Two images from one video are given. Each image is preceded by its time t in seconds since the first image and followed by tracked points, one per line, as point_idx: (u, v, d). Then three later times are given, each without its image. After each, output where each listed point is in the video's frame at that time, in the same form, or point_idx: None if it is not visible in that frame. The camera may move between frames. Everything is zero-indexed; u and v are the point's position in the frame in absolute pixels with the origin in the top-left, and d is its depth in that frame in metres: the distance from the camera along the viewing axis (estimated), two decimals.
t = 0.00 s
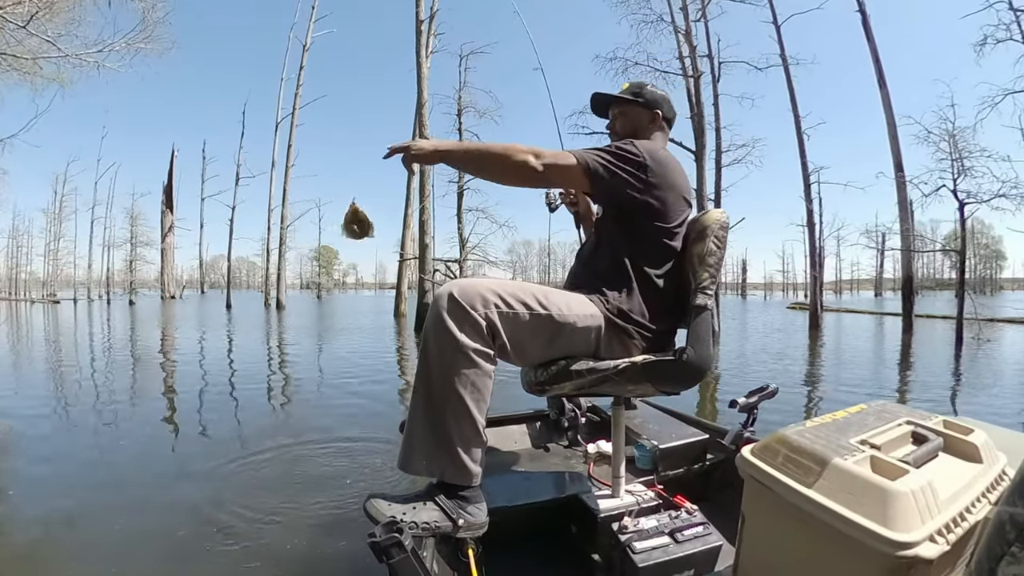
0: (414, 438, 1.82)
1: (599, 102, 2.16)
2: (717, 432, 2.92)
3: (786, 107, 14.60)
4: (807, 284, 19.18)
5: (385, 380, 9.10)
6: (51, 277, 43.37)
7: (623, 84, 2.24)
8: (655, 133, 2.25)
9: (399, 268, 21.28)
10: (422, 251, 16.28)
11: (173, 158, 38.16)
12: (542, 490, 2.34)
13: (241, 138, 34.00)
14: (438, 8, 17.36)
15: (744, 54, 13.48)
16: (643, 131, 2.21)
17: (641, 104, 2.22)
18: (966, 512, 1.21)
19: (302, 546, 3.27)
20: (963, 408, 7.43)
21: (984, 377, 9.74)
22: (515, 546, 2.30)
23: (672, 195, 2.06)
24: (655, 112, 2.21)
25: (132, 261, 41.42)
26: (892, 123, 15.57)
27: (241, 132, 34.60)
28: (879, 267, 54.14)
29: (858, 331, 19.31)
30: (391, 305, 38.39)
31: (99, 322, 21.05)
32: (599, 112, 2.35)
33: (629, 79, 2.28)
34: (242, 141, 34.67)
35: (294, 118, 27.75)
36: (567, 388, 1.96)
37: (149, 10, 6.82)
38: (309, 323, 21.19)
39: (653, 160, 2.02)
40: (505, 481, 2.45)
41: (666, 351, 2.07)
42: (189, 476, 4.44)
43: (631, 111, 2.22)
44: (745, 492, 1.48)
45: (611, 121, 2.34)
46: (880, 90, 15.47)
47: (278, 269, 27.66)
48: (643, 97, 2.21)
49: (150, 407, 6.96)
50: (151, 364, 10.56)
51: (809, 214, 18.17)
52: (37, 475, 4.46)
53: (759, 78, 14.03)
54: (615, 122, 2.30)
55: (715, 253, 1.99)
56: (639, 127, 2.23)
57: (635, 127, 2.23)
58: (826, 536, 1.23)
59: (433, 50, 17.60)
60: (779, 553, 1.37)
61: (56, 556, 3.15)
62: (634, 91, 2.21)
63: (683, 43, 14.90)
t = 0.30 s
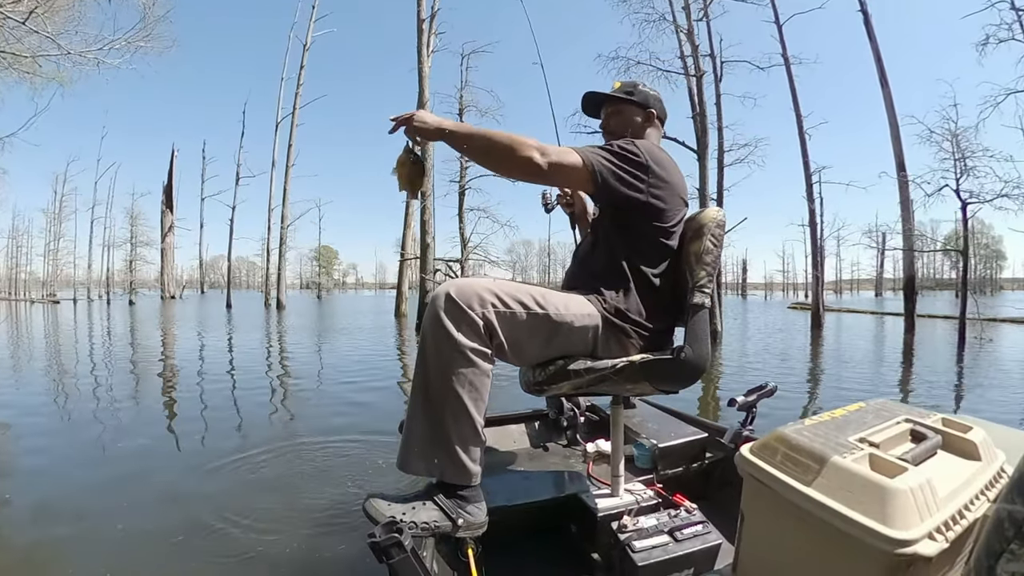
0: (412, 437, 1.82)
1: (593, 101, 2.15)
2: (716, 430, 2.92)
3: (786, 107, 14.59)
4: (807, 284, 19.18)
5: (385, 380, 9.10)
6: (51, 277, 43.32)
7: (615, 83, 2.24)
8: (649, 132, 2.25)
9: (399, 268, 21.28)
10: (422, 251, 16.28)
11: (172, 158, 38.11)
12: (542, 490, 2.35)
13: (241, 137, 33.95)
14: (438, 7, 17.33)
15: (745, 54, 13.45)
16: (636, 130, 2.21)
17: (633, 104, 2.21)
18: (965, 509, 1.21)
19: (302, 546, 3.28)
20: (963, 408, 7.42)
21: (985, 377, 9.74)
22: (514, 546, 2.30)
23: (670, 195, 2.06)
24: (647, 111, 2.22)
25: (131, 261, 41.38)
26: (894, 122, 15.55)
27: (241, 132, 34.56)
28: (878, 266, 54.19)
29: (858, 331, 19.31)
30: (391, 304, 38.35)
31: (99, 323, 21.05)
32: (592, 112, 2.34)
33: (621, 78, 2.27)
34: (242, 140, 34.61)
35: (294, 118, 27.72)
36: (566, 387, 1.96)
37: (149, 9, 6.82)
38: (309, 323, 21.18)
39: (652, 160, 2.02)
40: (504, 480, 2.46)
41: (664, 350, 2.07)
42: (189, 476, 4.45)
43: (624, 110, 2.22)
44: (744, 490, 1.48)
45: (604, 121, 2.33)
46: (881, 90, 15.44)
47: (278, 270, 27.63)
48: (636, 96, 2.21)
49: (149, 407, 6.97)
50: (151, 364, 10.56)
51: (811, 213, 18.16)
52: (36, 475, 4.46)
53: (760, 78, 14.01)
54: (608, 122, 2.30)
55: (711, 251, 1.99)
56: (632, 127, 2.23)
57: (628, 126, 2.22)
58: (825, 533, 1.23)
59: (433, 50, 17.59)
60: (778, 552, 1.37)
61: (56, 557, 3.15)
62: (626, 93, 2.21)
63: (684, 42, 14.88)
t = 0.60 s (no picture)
0: (410, 436, 1.82)
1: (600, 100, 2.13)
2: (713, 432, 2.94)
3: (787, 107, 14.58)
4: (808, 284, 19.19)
5: (386, 380, 9.11)
6: (50, 276, 43.34)
7: (617, 83, 2.22)
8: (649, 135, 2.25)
9: (400, 268, 21.27)
10: (423, 250, 16.27)
11: (172, 158, 38.09)
12: (540, 489, 2.35)
13: (241, 136, 33.89)
14: (439, 6, 17.28)
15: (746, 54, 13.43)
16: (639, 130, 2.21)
17: (636, 103, 2.21)
18: (962, 512, 1.21)
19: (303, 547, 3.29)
20: (964, 409, 7.41)
21: (986, 377, 9.73)
22: (511, 546, 2.30)
23: (678, 196, 2.06)
24: (650, 113, 2.22)
25: (131, 260, 41.38)
26: (896, 122, 15.50)
27: (242, 131, 34.52)
28: (879, 266, 54.18)
29: (859, 331, 19.30)
30: (390, 305, 38.35)
31: (99, 323, 21.06)
32: (593, 111, 2.32)
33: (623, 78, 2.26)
34: (242, 140, 34.20)
35: (294, 117, 27.68)
36: (565, 387, 1.96)
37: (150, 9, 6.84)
38: (309, 323, 21.20)
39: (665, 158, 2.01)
40: (502, 481, 2.46)
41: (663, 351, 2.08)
42: (188, 476, 4.46)
43: (628, 109, 2.20)
44: (742, 493, 1.49)
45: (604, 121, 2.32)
46: (884, 90, 15.40)
47: (278, 270, 27.64)
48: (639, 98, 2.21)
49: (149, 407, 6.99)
50: (151, 364, 10.59)
51: (813, 212, 18.13)
52: (34, 475, 4.47)
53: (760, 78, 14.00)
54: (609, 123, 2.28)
55: (711, 253, 2.01)
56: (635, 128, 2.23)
57: (630, 125, 2.21)
58: (821, 535, 1.23)
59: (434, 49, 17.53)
60: (774, 553, 1.37)
61: (55, 556, 3.16)
62: (633, 93, 2.20)
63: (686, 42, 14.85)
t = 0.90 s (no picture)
0: (406, 437, 1.82)
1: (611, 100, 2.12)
2: (709, 437, 2.93)
3: (790, 108, 14.55)
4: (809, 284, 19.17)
5: (386, 380, 9.11)
6: (52, 276, 43.37)
7: (626, 85, 2.21)
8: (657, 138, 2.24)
9: (401, 268, 21.27)
10: (424, 250, 16.25)
11: (174, 157, 38.09)
12: (536, 491, 2.35)
13: (243, 136, 33.88)
14: (441, 6, 17.27)
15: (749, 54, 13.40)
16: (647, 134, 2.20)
17: (645, 107, 2.20)
18: (957, 519, 1.21)
19: (302, 546, 3.29)
20: (965, 409, 7.40)
21: (988, 378, 9.72)
22: (507, 548, 2.30)
23: (686, 200, 2.05)
24: (658, 117, 2.21)
25: (132, 260, 41.37)
26: (898, 122, 15.48)
27: (243, 130, 34.50)
28: (880, 266, 54.10)
29: (861, 331, 19.28)
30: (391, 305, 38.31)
31: (100, 323, 21.07)
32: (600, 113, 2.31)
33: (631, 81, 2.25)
34: (244, 140, 34.18)
35: (295, 117, 27.68)
36: (562, 389, 1.95)
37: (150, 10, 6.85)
38: (310, 323, 21.21)
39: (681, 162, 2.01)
40: (498, 482, 2.46)
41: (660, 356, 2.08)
42: (188, 476, 4.46)
43: (636, 112, 2.20)
44: (737, 497, 1.49)
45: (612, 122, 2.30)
46: (887, 90, 15.37)
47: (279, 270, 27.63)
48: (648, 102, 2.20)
49: (150, 407, 6.99)
50: (152, 364, 10.60)
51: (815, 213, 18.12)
52: (34, 475, 4.48)
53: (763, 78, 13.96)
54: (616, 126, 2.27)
55: (713, 257, 2.00)
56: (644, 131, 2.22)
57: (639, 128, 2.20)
58: (816, 540, 1.23)
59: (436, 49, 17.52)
60: (768, 557, 1.37)
61: (54, 558, 3.16)
62: (643, 96, 2.19)
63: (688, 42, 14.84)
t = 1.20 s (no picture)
0: (403, 437, 1.82)
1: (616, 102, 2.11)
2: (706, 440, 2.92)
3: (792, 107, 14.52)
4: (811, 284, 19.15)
5: (386, 380, 9.12)
6: (52, 276, 43.42)
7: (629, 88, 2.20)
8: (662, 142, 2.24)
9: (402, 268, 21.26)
10: (425, 250, 16.25)
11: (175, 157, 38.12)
12: (531, 493, 2.36)
13: (243, 135, 33.84)
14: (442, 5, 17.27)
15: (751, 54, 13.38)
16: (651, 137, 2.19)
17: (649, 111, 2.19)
18: (952, 525, 1.21)
19: (300, 546, 3.30)
20: (968, 410, 7.37)
21: (990, 378, 9.70)
22: (502, 548, 2.31)
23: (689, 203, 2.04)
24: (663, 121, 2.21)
25: (133, 260, 41.40)
26: (901, 122, 15.45)
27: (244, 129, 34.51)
28: (882, 267, 54.03)
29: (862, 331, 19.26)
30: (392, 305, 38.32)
31: (102, 324, 21.10)
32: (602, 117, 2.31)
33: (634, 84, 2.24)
34: (245, 139, 34.18)
35: (296, 117, 27.69)
36: (560, 390, 1.96)
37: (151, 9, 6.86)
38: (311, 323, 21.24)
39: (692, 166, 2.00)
40: (493, 484, 2.46)
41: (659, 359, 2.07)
42: (187, 476, 4.47)
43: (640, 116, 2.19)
44: (733, 501, 1.49)
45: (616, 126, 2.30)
46: (890, 89, 15.33)
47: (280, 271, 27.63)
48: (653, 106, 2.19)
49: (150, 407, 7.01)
50: (153, 364, 10.63)
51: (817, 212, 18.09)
52: (35, 475, 4.50)
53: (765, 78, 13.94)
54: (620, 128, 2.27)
55: (713, 261, 1.98)
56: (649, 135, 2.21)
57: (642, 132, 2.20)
58: (811, 544, 1.23)
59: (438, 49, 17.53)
60: (763, 561, 1.37)
61: (53, 557, 3.17)
62: (649, 100, 2.17)
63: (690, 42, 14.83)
